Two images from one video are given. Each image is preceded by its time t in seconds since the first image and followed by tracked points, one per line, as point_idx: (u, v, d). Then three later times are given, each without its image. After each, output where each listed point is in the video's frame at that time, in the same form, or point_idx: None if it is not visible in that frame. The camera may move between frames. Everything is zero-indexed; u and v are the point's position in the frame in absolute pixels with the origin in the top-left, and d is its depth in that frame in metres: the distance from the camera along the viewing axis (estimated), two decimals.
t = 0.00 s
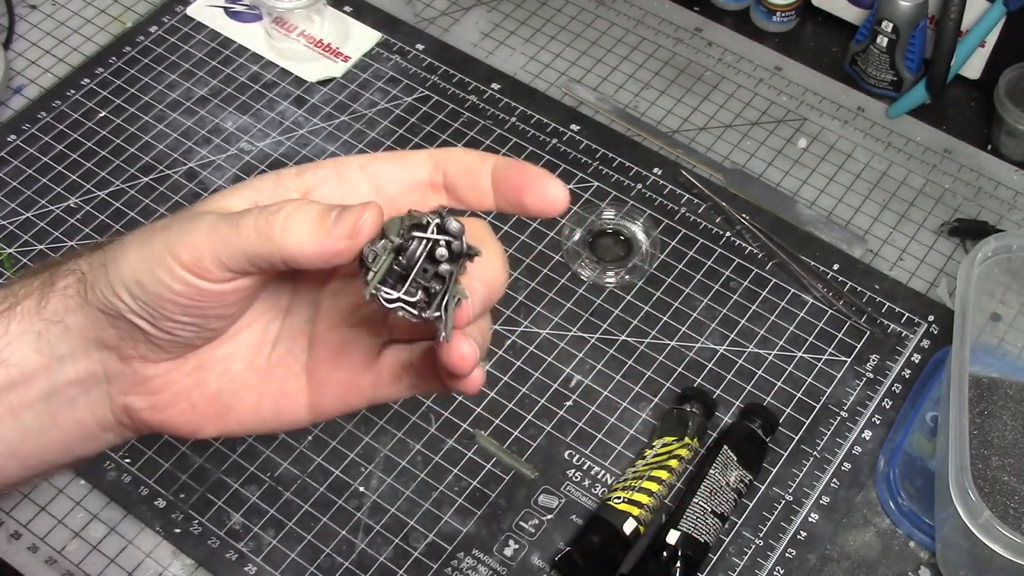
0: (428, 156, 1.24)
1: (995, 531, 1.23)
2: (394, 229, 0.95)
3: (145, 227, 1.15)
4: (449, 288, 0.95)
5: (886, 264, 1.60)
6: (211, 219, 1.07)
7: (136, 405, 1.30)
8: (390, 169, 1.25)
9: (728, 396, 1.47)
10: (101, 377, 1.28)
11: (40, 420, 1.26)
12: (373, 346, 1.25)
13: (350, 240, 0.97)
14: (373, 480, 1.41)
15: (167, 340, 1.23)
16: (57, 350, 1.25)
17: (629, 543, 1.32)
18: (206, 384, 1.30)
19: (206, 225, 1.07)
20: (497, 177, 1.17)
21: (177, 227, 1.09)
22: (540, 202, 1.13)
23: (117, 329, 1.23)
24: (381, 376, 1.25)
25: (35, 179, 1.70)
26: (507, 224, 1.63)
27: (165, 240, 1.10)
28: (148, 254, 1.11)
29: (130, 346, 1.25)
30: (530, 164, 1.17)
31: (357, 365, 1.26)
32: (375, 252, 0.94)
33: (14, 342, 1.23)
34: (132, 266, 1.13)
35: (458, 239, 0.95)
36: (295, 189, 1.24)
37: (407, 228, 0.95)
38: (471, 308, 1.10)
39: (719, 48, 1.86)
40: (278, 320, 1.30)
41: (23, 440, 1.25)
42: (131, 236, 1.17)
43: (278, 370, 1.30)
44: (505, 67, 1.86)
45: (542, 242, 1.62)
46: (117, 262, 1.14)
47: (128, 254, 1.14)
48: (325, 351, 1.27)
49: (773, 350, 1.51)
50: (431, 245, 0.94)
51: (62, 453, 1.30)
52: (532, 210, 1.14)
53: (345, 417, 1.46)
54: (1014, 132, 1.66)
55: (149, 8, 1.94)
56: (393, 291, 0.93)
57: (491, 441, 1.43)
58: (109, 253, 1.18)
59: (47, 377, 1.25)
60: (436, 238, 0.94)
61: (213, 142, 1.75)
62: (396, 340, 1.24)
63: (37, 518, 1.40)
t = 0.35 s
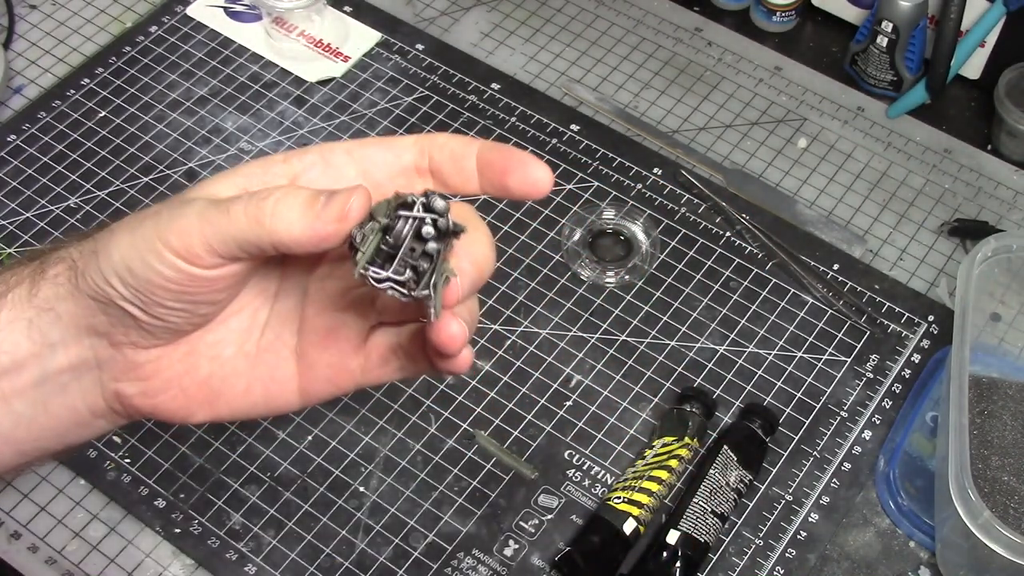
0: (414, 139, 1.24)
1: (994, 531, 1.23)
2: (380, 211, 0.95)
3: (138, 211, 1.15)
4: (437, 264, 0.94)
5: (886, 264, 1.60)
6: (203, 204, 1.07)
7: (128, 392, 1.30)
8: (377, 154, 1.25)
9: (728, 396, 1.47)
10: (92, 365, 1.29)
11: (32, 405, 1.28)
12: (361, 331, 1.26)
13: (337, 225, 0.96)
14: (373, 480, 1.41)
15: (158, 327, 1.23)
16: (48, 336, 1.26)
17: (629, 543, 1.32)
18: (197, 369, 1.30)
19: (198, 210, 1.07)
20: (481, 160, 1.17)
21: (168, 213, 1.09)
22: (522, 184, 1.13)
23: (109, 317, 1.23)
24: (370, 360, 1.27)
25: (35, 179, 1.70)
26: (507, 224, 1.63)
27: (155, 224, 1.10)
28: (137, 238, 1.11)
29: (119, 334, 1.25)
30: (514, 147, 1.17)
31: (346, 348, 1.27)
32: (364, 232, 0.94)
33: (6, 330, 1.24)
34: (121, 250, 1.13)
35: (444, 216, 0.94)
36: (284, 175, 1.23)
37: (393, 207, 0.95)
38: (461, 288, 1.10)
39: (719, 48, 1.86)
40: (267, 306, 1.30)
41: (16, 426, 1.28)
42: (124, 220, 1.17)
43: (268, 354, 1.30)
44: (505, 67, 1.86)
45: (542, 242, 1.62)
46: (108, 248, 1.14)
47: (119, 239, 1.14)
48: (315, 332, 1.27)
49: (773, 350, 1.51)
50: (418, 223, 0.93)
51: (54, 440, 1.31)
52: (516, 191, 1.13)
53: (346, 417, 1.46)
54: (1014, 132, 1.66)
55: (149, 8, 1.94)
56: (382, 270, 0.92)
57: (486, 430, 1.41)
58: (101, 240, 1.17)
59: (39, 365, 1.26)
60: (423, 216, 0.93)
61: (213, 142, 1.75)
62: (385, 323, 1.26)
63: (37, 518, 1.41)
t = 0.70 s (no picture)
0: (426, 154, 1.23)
1: (995, 531, 1.23)
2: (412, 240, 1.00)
3: (154, 231, 1.13)
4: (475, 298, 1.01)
5: (886, 264, 1.60)
6: (224, 227, 1.06)
7: (139, 407, 1.30)
8: (391, 169, 1.24)
9: (728, 396, 1.47)
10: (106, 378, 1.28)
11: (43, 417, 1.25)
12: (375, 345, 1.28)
13: (365, 257, 0.96)
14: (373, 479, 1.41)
15: (173, 345, 1.23)
16: (57, 352, 1.23)
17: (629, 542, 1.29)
18: (211, 383, 1.32)
19: (219, 234, 1.05)
20: (495, 177, 1.16)
21: (188, 237, 1.07)
22: (539, 202, 1.12)
23: (121, 334, 1.21)
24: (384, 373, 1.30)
25: (35, 179, 1.70)
26: (507, 224, 1.63)
27: (175, 247, 1.08)
28: (157, 261, 1.10)
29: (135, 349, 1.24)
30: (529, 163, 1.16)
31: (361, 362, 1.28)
32: (395, 267, 0.98)
33: (13, 340, 1.21)
34: (139, 273, 1.11)
35: (477, 251, 1.01)
36: (299, 190, 1.22)
37: (426, 243, 1.00)
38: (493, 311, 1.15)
39: (719, 48, 1.86)
40: (278, 324, 1.30)
41: (22, 438, 1.24)
42: (139, 239, 1.15)
43: (282, 369, 1.32)
44: (505, 67, 1.86)
45: (542, 242, 1.62)
46: (123, 269, 1.13)
47: (136, 260, 1.12)
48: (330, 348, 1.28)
49: (773, 350, 1.51)
50: (453, 259, 1.00)
51: (59, 449, 1.29)
52: (532, 210, 1.13)
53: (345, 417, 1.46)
54: (1014, 132, 1.66)
55: (149, 8, 1.94)
56: (420, 306, 0.99)
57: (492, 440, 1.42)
58: (115, 258, 1.15)
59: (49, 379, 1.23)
60: (460, 255, 0.99)
61: (213, 142, 1.75)
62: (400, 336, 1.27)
63: (37, 518, 1.41)
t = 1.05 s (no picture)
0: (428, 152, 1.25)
1: (995, 532, 1.23)
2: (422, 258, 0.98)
3: (164, 235, 1.11)
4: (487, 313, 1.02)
5: (886, 264, 1.60)
6: (236, 234, 1.05)
7: (146, 401, 1.31)
8: (392, 168, 1.25)
9: (728, 396, 1.47)
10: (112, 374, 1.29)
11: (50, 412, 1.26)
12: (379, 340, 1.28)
13: (378, 270, 0.95)
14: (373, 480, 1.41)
15: (180, 347, 1.23)
16: (61, 351, 1.23)
17: (630, 542, 1.30)
18: (217, 378, 1.32)
19: (232, 242, 1.04)
20: (499, 178, 1.20)
21: (198, 246, 1.06)
22: (543, 204, 1.17)
23: (126, 334, 1.20)
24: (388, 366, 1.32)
25: (35, 179, 1.70)
26: (507, 224, 1.63)
27: (186, 255, 1.07)
28: (167, 268, 1.08)
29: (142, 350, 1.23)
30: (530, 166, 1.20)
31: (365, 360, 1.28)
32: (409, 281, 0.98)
33: (19, 340, 1.20)
34: (149, 280, 1.10)
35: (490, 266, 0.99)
36: (303, 190, 1.22)
37: (438, 259, 0.97)
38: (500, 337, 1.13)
39: (719, 48, 1.86)
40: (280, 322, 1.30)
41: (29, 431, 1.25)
42: (146, 243, 1.13)
43: (287, 364, 1.32)
44: (505, 67, 1.86)
45: (542, 242, 1.62)
46: (131, 274, 1.11)
47: (145, 267, 1.10)
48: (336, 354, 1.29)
49: (773, 350, 1.51)
50: (467, 275, 0.97)
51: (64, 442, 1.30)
52: (537, 211, 1.18)
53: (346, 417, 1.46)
54: (1014, 132, 1.66)
55: (149, 9, 1.94)
56: (436, 323, 0.98)
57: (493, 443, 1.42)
58: (123, 260, 1.13)
59: (56, 376, 1.24)
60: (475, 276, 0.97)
61: (213, 142, 1.75)
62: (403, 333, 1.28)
63: (37, 518, 1.41)
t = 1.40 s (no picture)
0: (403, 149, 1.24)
1: (995, 531, 1.23)
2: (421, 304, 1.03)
3: (152, 258, 1.09)
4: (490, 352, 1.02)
5: (886, 264, 1.60)
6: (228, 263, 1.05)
7: (132, 400, 1.32)
8: (368, 169, 1.24)
9: (728, 396, 1.47)
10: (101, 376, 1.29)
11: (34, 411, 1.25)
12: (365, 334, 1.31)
13: (376, 312, 0.96)
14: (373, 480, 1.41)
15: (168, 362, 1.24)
16: (46, 357, 1.21)
17: (629, 543, 1.28)
18: (208, 385, 1.34)
19: (225, 270, 1.04)
20: (481, 182, 1.21)
21: (190, 273, 1.06)
22: (527, 210, 1.20)
23: (115, 348, 1.21)
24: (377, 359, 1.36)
25: (35, 179, 1.70)
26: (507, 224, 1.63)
27: (178, 283, 1.07)
28: (157, 296, 1.08)
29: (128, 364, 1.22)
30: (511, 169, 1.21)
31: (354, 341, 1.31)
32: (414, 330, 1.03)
33: None
34: (140, 308, 1.10)
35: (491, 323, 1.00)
36: (284, 201, 1.19)
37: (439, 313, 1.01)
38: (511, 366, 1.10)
39: (718, 48, 1.86)
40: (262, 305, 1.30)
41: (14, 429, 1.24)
42: (131, 263, 1.11)
43: (273, 348, 1.33)
44: (505, 67, 1.86)
45: (542, 242, 1.62)
46: (120, 295, 1.10)
47: (134, 292, 1.10)
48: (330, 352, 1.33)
49: (773, 350, 1.51)
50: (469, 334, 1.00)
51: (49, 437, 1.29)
52: (520, 215, 1.20)
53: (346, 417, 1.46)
54: (1014, 132, 1.66)
55: (149, 8, 1.94)
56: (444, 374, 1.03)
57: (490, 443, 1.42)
58: (109, 278, 1.12)
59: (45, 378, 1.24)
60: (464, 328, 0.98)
61: (213, 142, 1.75)
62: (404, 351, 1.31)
63: (37, 518, 1.41)
